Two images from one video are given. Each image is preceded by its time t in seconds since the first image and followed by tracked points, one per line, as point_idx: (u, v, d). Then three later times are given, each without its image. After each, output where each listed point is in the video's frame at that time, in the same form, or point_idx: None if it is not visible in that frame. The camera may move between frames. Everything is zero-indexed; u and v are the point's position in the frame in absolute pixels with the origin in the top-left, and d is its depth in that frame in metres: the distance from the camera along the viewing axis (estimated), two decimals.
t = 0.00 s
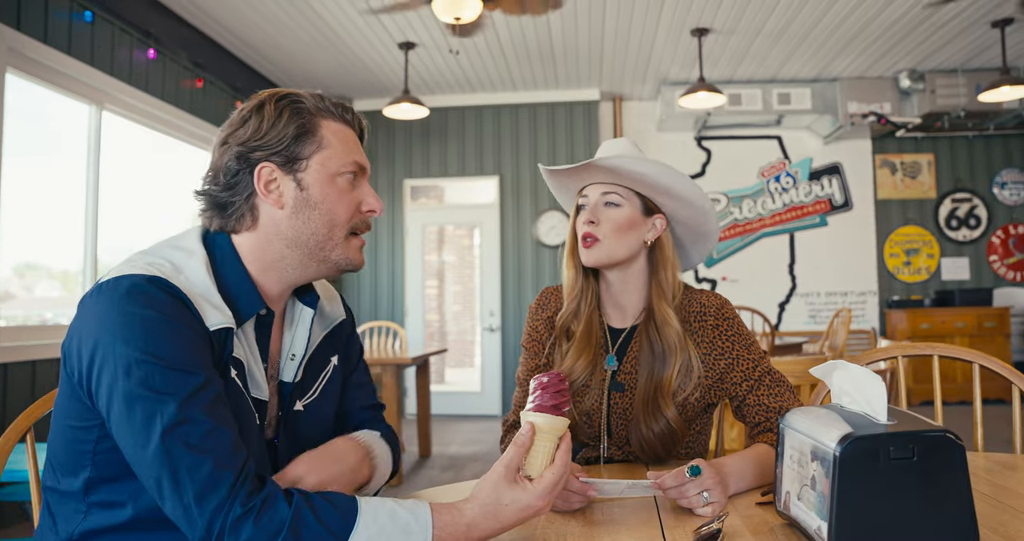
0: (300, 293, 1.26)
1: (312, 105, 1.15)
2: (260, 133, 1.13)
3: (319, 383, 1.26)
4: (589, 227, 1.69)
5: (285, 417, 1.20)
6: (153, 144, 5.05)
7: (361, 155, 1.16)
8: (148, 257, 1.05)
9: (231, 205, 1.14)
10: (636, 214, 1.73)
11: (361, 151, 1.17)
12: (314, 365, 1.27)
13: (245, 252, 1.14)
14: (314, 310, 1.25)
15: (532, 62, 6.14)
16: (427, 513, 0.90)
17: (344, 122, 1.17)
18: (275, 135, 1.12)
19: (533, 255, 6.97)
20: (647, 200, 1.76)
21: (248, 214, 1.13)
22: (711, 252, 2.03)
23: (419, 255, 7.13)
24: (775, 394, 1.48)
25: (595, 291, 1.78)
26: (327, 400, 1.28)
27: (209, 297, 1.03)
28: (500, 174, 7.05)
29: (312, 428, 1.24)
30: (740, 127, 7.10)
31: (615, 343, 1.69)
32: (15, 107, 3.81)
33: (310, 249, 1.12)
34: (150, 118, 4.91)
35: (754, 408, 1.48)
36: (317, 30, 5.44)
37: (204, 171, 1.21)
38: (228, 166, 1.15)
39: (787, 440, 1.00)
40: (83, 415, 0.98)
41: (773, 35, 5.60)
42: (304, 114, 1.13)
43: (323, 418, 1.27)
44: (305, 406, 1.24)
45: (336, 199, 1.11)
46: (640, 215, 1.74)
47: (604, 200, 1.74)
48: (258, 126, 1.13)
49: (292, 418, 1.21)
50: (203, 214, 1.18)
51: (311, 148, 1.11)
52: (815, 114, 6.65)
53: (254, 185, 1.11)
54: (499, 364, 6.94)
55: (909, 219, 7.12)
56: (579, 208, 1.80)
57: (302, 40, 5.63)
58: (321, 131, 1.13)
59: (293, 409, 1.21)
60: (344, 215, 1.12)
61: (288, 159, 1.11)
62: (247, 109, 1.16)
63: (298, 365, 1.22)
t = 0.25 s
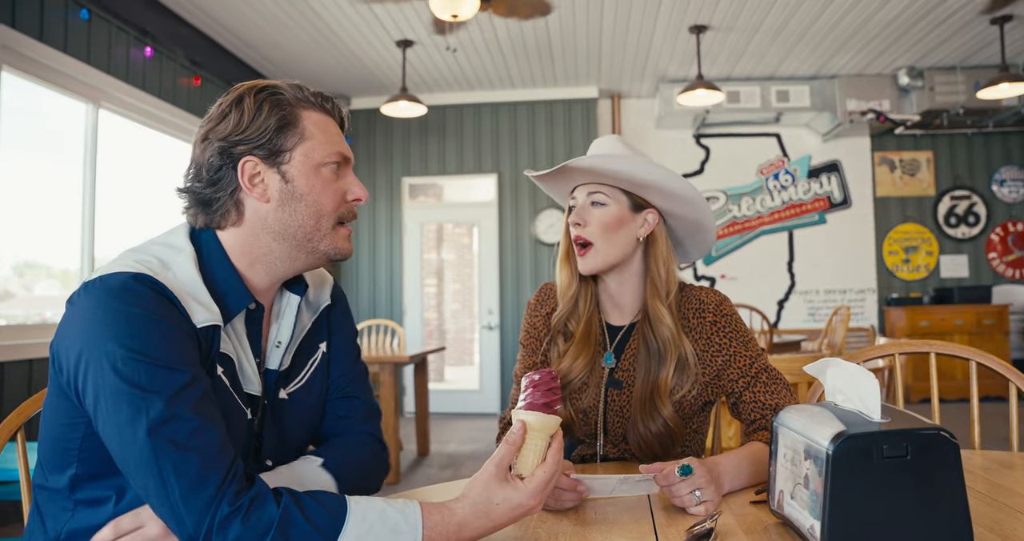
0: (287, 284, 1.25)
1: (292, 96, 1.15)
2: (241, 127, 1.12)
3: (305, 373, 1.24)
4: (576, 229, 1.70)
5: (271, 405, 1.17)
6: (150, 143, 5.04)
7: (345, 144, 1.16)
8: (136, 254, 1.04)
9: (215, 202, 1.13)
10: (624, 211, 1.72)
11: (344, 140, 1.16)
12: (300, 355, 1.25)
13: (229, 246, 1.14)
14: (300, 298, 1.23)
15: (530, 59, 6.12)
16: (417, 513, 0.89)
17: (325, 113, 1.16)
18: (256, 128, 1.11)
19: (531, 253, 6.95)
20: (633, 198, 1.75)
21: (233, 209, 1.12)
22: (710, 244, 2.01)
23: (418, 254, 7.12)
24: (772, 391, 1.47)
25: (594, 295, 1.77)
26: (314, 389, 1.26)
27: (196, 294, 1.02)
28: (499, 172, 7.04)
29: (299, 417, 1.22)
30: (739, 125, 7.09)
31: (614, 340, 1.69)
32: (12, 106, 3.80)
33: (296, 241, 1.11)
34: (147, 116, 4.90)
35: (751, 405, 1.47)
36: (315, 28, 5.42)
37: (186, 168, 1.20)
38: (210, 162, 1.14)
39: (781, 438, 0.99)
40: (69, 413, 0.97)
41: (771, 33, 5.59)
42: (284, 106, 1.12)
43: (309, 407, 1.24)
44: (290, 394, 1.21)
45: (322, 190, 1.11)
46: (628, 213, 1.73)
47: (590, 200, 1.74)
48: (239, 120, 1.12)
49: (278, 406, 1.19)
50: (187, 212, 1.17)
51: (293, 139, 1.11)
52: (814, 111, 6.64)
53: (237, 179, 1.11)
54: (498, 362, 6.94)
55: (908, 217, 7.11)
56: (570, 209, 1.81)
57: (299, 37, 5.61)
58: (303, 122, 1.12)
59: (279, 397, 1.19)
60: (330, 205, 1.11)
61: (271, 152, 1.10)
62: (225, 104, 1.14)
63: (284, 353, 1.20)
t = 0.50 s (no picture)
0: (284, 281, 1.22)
1: (285, 92, 1.14)
2: (234, 125, 1.11)
3: (300, 371, 1.21)
4: (578, 228, 1.68)
5: (265, 404, 1.14)
6: (147, 141, 5.03)
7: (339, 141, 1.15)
8: (128, 252, 1.03)
9: (210, 200, 1.12)
10: (625, 211, 1.71)
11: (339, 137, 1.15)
12: (296, 353, 1.22)
13: (224, 244, 1.13)
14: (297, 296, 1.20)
15: (529, 56, 6.11)
16: (410, 512, 0.88)
17: (318, 109, 1.15)
18: (250, 125, 1.10)
19: (531, 251, 6.95)
20: (633, 196, 1.75)
21: (228, 207, 1.11)
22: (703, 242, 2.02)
23: (417, 251, 7.11)
24: (769, 388, 1.46)
25: (590, 293, 1.76)
26: (308, 388, 1.22)
27: (188, 292, 1.01)
28: (498, 170, 7.03)
29: (290, 416, 1.19)
30: (739, 122, 7.07)
31: (610, 339, 1.68)
32: (10, 104, 3.80)
33: (293, 240, 1.10)
34: (145, 114, 4.89)
35: (747, 404, 1.46)
36: (313, 26, 5.41)
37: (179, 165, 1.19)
38: (202, 160, 1.13)
39: (776, 436, 0.98)
40: (60, 412, 0.97)
41: (770, 30, 5.58)
42: (278, 102, 1.12)
43: (302, 406, 1.21)
44: (283, 393, 1.18)
45: (318, 187, 1.10)
46: (628, 212, 1.72)
47: (591, 199, 1.73)
48: (233, 117, 1.11)
49: (271, 405, 1.15)
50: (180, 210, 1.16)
51: (288, 137, 1.10)
52: (814, 108, 6.62)
53: (232, 177, 1.10)
54: (497, 360, 6.93)
55: (907, 214, 7.10)
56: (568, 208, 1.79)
57: (297, 35, 5.60)
58: (297, 119, 1.11)
59: (272, 395, 1.15)
60: (326, 202, 1.11)
61: (265, 149, 1.09)
62: (217, 101, 1.13)
63: (280, 351, 1.16)
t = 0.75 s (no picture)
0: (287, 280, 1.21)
1: (283, 87, 1.13)
2: (229, 119, 1.12)
3: (304, 371, 1.19)
4: (578, 226, 1.66)
5: (267, 404, 1.12)
6: (148, 139, 5.03)
7: (337, 136, 1.12)
8: (131, 248, 1.02)
9: (206, 192, 1.14)
10: (625, 209, 1.71)
11: (338, 132, 1.12)
12: (300, 352, 1.20)
13: (226, 241, 1.12)
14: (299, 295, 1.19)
15: (530, 55, 6.09)
16: (406, 513, 0.88)
17: (319, 105, 1.13)
18: (243, 118, 1.10)
19: (532, 249, 6.94)
20: (634, 195, 1.74)
21: (221, 200, 1.12)
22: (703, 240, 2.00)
23: (418, 250, 7.11)
24: (769, 388, 1.46)
25: (587, 292, 1.75)
26: (311, 389, 1.21)
27: (191, 289, 1.01)
28: (499, 168, 7.02)
29: (292, 416, 1.18)
30: (740, 120, 7.06)
31: (608, 338, 1.68)
32: (11, 103, 3.79)
33: (283, 233, 1.08)
34: (145, 113, 4.88)
35: (746, 403, 1.46)
36: (313, 24, 5.40)
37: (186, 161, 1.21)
38: (202, 154, 1.15)
39: (775, 435, 0.98)
40: (59, 407, 0.96)
41: (771, 28, 5.57)
42: (272, 96, 1.11)
43: (304, 407, 1.19)
44: (285, 393, 1.16)
45: (306, 179, 1.07)
46: (629, 210, 1.72)
47: (591, 196, 1.72)
48: (228, 111, 1.12)
49: (273, 404, 1.14)
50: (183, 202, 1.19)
51: (279, 129, 1.09)
52: (815, 106, 6.61)
53: (223, 169, 1.10)
54: (498, 358, 6.93)
55: (909, 212, 7.09)
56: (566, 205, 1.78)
57: (298, 33, 5.59)
58: (290, 113, 1.10)
59: (274, 395, 1.14)
60: (314, 193, 1.07)
61: (256, 141, 1.09)
62: (219, 96, 1.15)
63: (282, 350, 1.15)
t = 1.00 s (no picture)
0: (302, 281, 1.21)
1: (314, 95, 1.13)
2: (256, 121, 1.13)
3: (316, 371, 1.19)
4: (588, 224, 1.67)
5: (278, 405, 1.13)
6: (159, 139, 5.05)
7: (360, 150, 1.11)
8: (143, 247, 1.03)
9: (226, 191, 1.15)
10: (635, 208, 1.70)
11: (362, 145, 1.11)
12: (313, 353, 1.20)
13: (243, 244, 1.12)
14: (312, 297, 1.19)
15: (539, 53, 6.08)
16: (415, 513, 0.87)
17: (348, 117, 1.13)
18: (268, 121, 1.11)
19: (542, 248, 6.93)
20: (644, 193, 1.74)
21: (239, 199, 1.12)
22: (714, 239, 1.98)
23: (429, 249, 7.11)
24: (779, 387, 1.45)
25: (596, 292, 1.74)
26: (323, 391, 1.21)
27: (202, 288, 1.01)
28: (509, 167, 7.01)
29: (304, 417, 1.17)
30: (751, 118, 7.02)
31: (616, 336, 1.67)
32: (26, 106, 3.84)
33: (297, 242, 1.08)
34: (156, 113, 4.91)
35: (756, 402, 1.45)
36: (323, 23, 5.41)
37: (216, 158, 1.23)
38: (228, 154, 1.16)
39: (787, 435, 0.97)
40: (72, 405, 0.97)
41: (782, 25, 5.54)
42: (301, 103, 1.11)
43: (316, 408, 1.19)
44: (297, 394, 1.16)
45: (322, 190, 1.07)
46: (639, 209, 1.71)
47: (601, 195, 1.71)
48: (257, 114, 1.13)
49: (284, 406, 1.14)
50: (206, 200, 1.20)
51: (303, 136, 1.09)
52: (826, 104, 6.56)
53: (245, 170, 1.11)
54: (509, 357, 6.93)
55: (921, 210, 7.04)
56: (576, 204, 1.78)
57: (308, 33, 5.61)
58: (317, 121, 1.10)
59: (286, 397, 1.14)
60: (330, 206, 1.06)
61: (279, 146, 1.09)
62: (252, 99, 1.17)
63: (294, 352, 1.15)
